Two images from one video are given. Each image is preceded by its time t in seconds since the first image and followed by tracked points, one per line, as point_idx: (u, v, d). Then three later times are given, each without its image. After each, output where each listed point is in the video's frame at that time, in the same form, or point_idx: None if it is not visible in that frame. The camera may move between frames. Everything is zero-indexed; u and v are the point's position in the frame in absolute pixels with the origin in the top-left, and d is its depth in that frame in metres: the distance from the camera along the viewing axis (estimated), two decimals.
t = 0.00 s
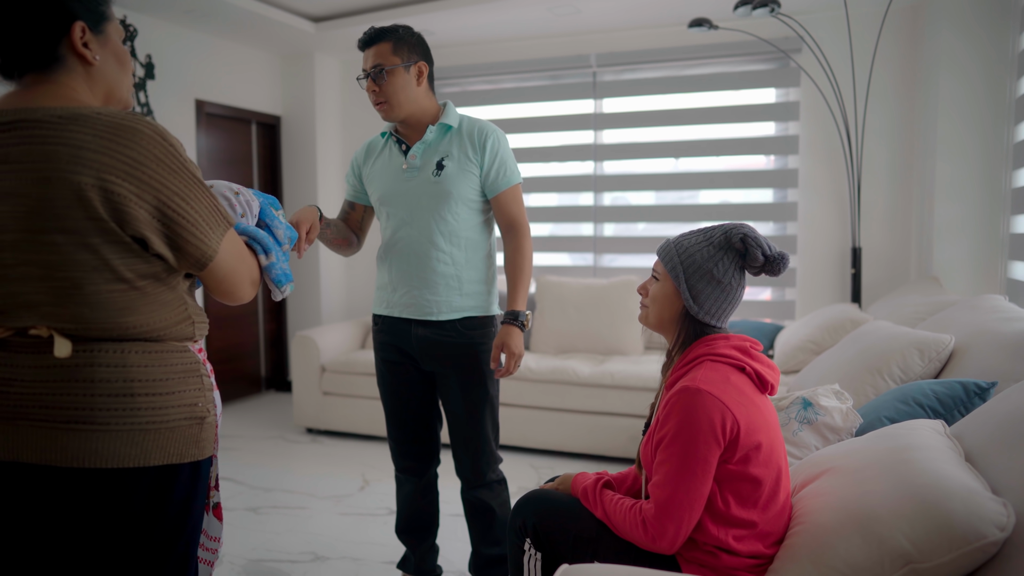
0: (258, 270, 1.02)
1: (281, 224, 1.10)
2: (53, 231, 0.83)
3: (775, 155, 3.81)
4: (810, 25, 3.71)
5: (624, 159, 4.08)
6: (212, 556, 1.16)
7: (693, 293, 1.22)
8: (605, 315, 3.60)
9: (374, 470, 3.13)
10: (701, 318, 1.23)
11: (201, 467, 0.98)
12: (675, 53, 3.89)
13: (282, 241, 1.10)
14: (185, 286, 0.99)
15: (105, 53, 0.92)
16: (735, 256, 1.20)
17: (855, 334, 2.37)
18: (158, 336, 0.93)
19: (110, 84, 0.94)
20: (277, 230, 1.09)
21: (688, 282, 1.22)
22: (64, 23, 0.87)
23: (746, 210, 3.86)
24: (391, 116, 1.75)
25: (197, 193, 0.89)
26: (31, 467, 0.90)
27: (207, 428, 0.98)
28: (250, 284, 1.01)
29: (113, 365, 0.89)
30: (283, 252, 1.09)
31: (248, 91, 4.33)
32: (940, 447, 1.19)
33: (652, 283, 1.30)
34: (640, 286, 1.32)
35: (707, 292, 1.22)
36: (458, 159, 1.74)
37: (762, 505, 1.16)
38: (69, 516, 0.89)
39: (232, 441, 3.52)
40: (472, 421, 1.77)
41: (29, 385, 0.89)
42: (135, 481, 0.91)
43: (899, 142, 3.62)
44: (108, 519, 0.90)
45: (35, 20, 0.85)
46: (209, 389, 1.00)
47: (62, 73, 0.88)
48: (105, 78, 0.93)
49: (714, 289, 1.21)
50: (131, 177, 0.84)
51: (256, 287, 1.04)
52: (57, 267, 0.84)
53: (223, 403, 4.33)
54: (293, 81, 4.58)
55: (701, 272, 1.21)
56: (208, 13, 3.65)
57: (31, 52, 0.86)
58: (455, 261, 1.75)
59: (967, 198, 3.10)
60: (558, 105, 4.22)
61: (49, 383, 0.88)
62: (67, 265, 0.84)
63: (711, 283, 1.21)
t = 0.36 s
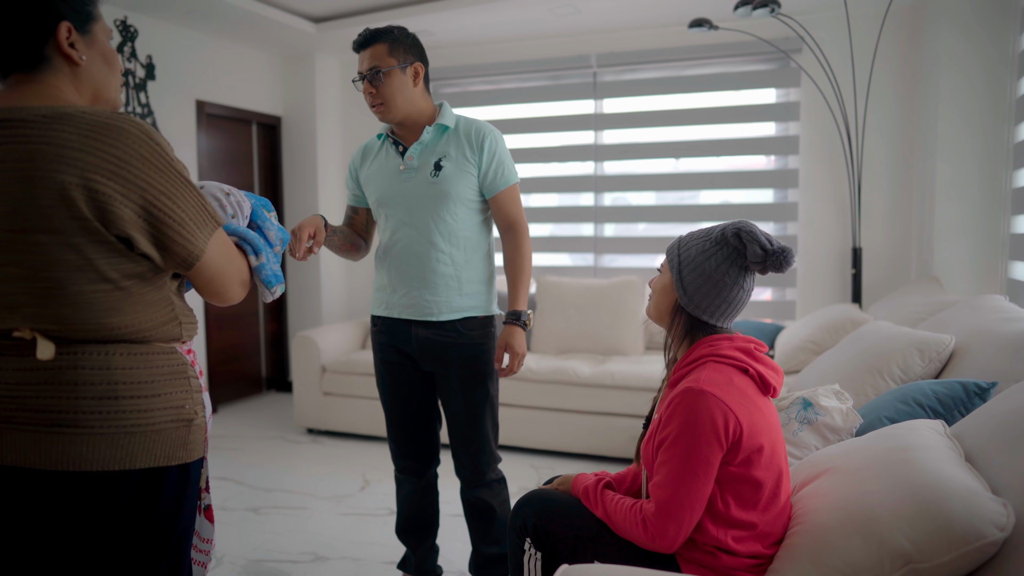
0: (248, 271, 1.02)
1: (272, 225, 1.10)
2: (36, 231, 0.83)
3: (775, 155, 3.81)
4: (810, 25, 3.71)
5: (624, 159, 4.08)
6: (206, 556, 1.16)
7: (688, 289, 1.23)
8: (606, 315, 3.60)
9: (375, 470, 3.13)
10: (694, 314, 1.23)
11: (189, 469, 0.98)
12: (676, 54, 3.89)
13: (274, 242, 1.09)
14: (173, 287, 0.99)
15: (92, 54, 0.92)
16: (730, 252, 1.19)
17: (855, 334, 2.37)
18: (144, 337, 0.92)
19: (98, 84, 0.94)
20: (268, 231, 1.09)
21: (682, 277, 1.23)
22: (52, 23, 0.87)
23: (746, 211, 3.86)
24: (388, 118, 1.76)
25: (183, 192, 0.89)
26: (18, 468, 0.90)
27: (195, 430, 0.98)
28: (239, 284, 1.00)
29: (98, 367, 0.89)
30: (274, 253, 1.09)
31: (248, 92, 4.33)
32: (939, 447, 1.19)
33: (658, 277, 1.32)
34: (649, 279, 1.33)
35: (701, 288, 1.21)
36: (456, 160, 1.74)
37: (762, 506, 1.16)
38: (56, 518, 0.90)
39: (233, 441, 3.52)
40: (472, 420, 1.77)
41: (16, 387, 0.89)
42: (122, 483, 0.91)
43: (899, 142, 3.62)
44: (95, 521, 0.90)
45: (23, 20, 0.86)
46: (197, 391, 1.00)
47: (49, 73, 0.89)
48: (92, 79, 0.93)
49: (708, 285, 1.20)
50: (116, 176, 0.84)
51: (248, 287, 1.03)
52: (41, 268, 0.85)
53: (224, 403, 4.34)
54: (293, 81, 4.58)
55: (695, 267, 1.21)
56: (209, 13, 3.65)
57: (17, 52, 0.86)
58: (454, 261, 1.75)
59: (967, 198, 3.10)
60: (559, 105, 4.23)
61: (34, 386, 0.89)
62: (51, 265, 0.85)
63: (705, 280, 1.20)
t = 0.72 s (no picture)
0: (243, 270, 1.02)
1: (269, 227, 1.10)
2: (25, 226, 0.84)
3: (775, 155, 3.81)
4: (811, 24, 3.72)
5: (625, 159, 4.09)
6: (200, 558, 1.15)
7: (718, 282, 1.21)
8: (607, 315, 3.60)
9: (376, 470, 3.14)
10: (724, 307, 1.21)
11: (178, 471, 0.97)
12: (676, 53, 3.89)
13: (270, 243, 1.09)
14: (165, 285, 0.99)
15: (88, 56, 0.92)
16: (763, 246, 1.18)
17: (855, 334, 2.37)
18: (132, 336, 0.92)
19: (93, 86, 0.94)
20: (265, 233, 1.09)
21: (713, 269, 1.22)
22: (48, 25, 0.87)
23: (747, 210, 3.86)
24: (399, 116, 1.75)
25: (177, 190, 0.89)
26: (7, 469, 0.91)
27: (184, 431, 0.97)
28: (234, 285, 1.01)
29: (82, 368, 0.89)
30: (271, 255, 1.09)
31: (249, 91, 4.33)
32: (940, 446, 1.19)
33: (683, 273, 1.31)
34: (676, 276, 1.33)
35: (732, 281, 1.20)
36: (455, 158, 1.75)
37: (769, 509, 1.16)
38: (41, 519, 0.90)
39: (234, 441, 3.52)
40: (473, 418, 1.78)
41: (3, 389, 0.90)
42: (107, 485, 0.91)
43: (900, 142, 3.62)
44: (80, 524, 0.90)
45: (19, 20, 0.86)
46: (187, 391, 0.99)
47: (43, 74, 0.89)
48: (87, 81, 0.93)
49: (739, 279, 1.19)
50: (109, 172, 0.84)
51: (244, 286, 1.04)
52: (29, 265, 0.85)
53: (224, 403, 4.34)
54: (294, 81, 4.58)
55: (728, 261, 1.20)
56: (211, 13, 3.66)
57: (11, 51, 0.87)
58: (456, 259, 1.76)
59: (968, 198, 3.11)
60: (559, 105, 4.23)
61: (21, 386, 0.89)
62: (39, 260, 0.85)
63: (737, 271, 1.19)
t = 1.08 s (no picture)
0: (236, 270, 1.02)
1: (267, 230, 1.10)
2: (16, 221, 0.84)
3: (775, 154, 3.81)
4: (811, 24, 3.71)
5: (625, 159, 4.09)
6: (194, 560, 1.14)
7: (729, 286, 1.21)
8: (607, 314, 3.60)
9: (376, 469, 3.14)
10: (733, 312, 1.21)
11: (165, 474, 0.96)
12: (677, 53, 3.89)
13: (267, 246, 1.09)
14: (156, 285, 0.98)
15: (87, 59, 0.92)
16: (779, 254, 1.19)
17: (855, 333, 2.37)
18: (119, 335, 0.92)
19: (93, 88, 0.94)
20: (262, 236, 1.09)
21: (726, 273, 1.21)
22: (48, 27, 0.87)
23: (747, 210, 3.87)
24: (421, 116, 1.74)
25: (170, 191, 0.89)
26: None
27: (171, 432, 0.97)
28: (227, 285, 1.00)
29: (67, 365, 0.89)
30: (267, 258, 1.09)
31: (250, 91, 4.33)
32: (940, 446, 1.19)
33: (688, 274, 1.32)
34: (680, 274, 1.34)
35: (744, 287, 1.20)
36: (459, 159, 1.78)
37: (771, 509, 1.16)
38: (26, 517, 0.90)
39: (234, 441, 3.52)
40: (473, 415, 1.78)
41: None
42: (91, 485, 0.91)
43: (900, 142, 3.62)
44: (65, 523, 0.90)
45: (19, 22, 0.86)
46: (175, 392, 0.98)
47: (43, 76, 0.89)
48: (86, 83, 0.93)
49: (753, 286, 1.20)
50: (101, 171, 0.84)
51: (238, 287, 1.04)
52: (18, 261, 0.86)
53: (225, 403, 4.34)
54: (295, 81, 4.59)
55: (741, 265, 1.20)
56: (211, 13, 3.66)
57: (11, 53, 0.87)
58: (460, 256, 1.78)
59: (968, 197, 3.11)
60: (560, 105, 4.23)
61: (9, 384, 0.90)
62: (28, 256, 0.85)
63: (749, 278, 1.19)
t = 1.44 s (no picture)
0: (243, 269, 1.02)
1: (274, 230, 1.10)
2: (25, 223, 0.85)
3: (775, 154, 3.82)
4: (810, 24, 3.71)
5: (625, 158, 4.09)
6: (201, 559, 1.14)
7: (725, 280, 1.21)
8: (607, 314, 3.60)
9: (376, 469, 3.14)
10: (733, 305, 1.21)
11: (174, 471, 0.96)
12: (677, 53, 3.89)
13: (275, 246, 1.09)
14: (166, 286, 0.98)
15: (97, 59, 0.92)
16: (770, 243, 1.20)
17: (855, 333, 2.37)
18: (129, 334, 0.92)
19: (101, 89, 0.94)
20: (270, 235, 1.09)
21: (722, 270, 1.21)
22: (58, 28, 0.88)
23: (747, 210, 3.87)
24: (420, 114, 1.74)
25: (178, 192, 0.89)
26: (5, 463, 0.91)
27: (180, 430, 0.97)
28: (235, 285, 1.00)
29: (78, 363, 0.89)
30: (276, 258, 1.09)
31: (250, 91, 4.34)
32: (937, 444, 1.19)
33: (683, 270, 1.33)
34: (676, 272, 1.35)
35: (741, 280, 1.20)
36: (460, 160, 1.81)
37: (757, 498, 1.16)
38: (37, 514, 0.90)
39: (234, 440, 3.53)
40: (473, 414, 1.79)
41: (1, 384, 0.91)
42: (102, 483, 0.91)
43: (900, 142, 3.62)
44: (76, 520, 0.90)
45: (30, 23, 0.86)
46: (183, 390, 0.99)
47: (52, 77, 0.89)
48: (95, 84, 0.93)
49: (749, 278, 1.20)
50: (110, 172, 0.84)
51: (244, 288, 1.03)
52: (28, 261, 0.86)
53: (225, 402, 4.35)
54: (295, 81, 4.59)
55: (736, 259, 1.20)
56: (210, 13, 3.66)
57: (21, 54, 0.87)
58: (463, 257, 1.82)
59: (968, 198, 3.10)
60: (560, 105, 4.23)
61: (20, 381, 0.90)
62: (38, 257, 0.86)
63: (745, 271, 1.20)
